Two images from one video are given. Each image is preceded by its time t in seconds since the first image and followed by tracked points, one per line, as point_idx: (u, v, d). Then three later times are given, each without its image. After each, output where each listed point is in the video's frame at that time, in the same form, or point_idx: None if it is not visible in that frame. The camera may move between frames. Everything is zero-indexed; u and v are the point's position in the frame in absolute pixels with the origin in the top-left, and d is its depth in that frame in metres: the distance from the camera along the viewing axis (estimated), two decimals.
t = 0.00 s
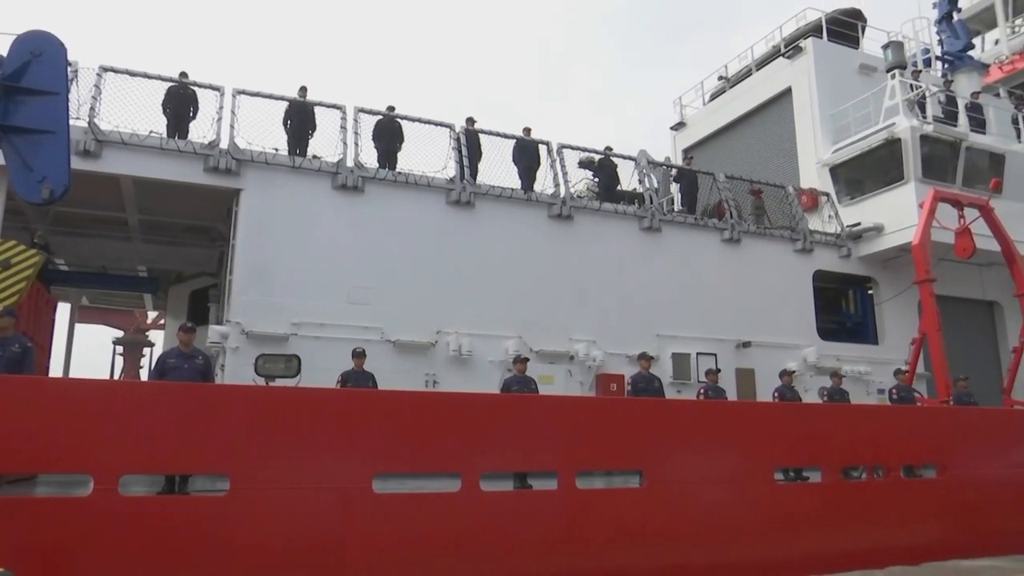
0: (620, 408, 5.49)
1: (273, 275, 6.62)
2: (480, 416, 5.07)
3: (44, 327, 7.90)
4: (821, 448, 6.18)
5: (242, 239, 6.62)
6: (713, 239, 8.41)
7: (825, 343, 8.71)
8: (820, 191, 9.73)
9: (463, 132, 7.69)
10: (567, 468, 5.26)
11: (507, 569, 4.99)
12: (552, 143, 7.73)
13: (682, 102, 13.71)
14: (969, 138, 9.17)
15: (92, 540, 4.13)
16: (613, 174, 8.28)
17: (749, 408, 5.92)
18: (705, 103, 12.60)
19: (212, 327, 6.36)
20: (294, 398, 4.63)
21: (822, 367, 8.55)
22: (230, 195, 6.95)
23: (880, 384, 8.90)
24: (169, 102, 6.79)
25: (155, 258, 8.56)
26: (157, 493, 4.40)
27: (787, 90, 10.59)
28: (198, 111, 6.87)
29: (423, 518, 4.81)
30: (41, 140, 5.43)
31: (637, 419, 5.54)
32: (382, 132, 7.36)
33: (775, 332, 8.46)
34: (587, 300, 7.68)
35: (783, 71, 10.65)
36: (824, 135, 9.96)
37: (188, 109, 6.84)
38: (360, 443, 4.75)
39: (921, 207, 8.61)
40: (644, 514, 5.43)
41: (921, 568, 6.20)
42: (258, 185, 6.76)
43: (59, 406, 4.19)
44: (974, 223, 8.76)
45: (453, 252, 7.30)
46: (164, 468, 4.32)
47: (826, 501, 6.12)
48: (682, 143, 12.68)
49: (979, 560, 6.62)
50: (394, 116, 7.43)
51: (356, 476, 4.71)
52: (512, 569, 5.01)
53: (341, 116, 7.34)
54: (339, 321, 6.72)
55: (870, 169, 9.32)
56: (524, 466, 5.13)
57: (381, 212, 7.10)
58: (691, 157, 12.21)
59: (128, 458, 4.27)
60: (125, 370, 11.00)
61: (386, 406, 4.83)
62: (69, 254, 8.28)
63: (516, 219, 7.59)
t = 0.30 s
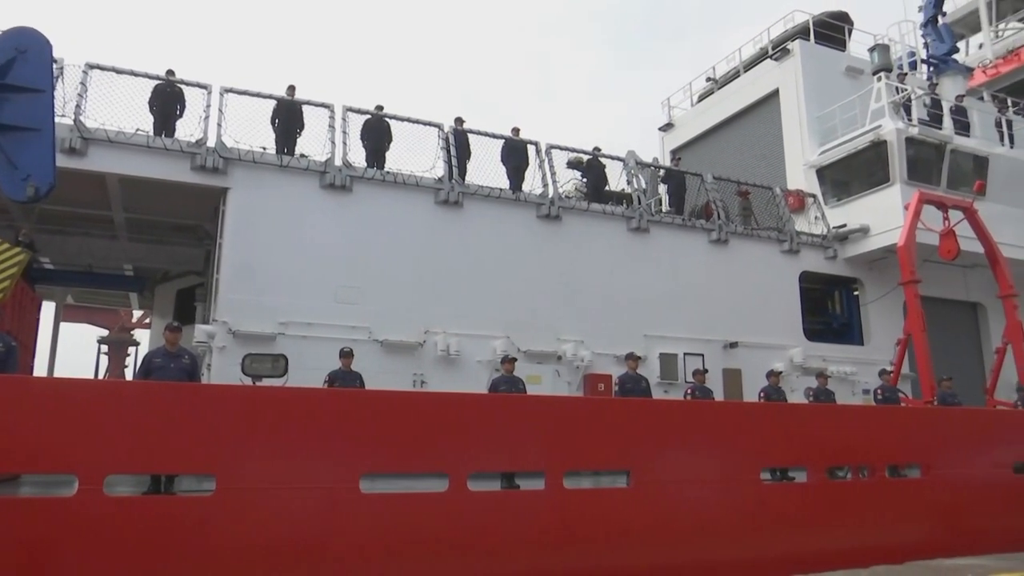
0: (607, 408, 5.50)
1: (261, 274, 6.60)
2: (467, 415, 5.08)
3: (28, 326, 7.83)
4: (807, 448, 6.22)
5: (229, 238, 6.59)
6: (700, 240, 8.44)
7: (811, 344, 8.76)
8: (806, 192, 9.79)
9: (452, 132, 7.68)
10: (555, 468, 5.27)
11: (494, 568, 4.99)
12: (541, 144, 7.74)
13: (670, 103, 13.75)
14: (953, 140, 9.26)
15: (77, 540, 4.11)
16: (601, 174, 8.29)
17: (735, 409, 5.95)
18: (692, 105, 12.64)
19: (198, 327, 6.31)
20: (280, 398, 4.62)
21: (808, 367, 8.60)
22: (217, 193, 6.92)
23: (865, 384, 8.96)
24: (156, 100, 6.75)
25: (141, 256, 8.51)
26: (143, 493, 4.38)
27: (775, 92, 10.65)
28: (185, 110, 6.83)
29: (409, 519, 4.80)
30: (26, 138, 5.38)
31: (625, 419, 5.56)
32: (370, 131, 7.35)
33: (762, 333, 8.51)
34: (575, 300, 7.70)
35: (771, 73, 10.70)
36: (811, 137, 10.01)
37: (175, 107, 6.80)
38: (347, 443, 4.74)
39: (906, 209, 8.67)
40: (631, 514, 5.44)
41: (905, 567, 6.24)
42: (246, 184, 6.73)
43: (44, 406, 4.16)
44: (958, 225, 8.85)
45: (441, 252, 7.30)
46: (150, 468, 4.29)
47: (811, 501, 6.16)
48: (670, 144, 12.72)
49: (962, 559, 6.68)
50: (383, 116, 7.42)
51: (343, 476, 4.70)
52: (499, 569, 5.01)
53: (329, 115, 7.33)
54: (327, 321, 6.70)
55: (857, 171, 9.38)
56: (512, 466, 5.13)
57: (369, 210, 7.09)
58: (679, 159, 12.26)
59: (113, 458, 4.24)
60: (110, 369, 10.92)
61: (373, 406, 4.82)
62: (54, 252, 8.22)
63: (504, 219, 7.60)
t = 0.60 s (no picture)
0: (595, 408, 5.51)
1: (248, 274, 6.57)
2: (454, 415, 5.07)
3: (13, 325, 7.77)
4: (794, 448, 6.25)
5: (216, 237, 6.56)
6: (688, 241, 8.47)
7: (797, 344, 8.81)
8: (794, 194, 9.84)
9: (441, 132, 7.68)
10: (542, 468, 5.27)
11: (482, 568, 4.99)
12: (530, 144, 7.74)
13: (659, 104, 13.78)
14: (939, 143, 9.33)
15: (62, 540, 4.08)
16: (590, 175, 8.30)
17: (722, 409, 5.97)
18: (681, 106, 12.68)
19: (185, 326, 6.27)
20: (266, 398, 4.59)
21: (794, 367, 8.66)
22: (205, 192, 6.89)
23: (851, 384, 9.02)
24: (142, 98, 6.71)
25: (127, 255, 8.45)
26: (128, 493, 4.30)
27: (762, 93, 10.70)
28: (172, 108, 6.80)
29: (396, 519, 4.79)
30: (10, 135, 5.33)
31: (612, 419, 5.57)
32: (358, 131, 7.33)
33: (749, 333, 8.54)
34: (563, 300, 7.71)
35: (759, 75, 10.75)
36: (798, 139, 10.07)
37: (162, 105, 6.77)
38: (334, 443, 4.72)
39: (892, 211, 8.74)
40: (619, 514, 5.45)
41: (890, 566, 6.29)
42: (233, 182, 6.70)
43: (27, 406, 4.12)
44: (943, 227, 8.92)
45: (430, 251, 7.29)
46: (135, 468, 4.26)
47: (797, 501, 6.19)
48: (659, 145, 12.75)
49: (946, 558, 6.74)
50: (371, 115, 7.40)
51: (330, 476, 4.68)
52: (485, 569, 5.00)
53: (318, 114, 7.31)
54: (314, 321, 6.68)
55: (843, 172, 9.44)
56: (500, 466, 5.13)
57: (357, 210, 7.07)
58: (667, 159, 12.29)
59: (98, 458, 4.21)
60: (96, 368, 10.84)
61: (360, 406, 4.80)
62: (39, 250, 8.16)
63: (493, 219, 7.60)
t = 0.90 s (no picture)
0: (582, 408, 5.52)
1: (235, 273, 6.54)
2: (442, 415, 5.07)
3: None
4: (780, 447, 6.29)
5: (203, 235, 6.52)
6: (676, 241, 8.51)
7: (784, 345, 8.87)
8: (781, 196, 9.89)
9: (430, 132, 7.67)
10: (530, 468, 5.28)
11: (470, 568, 4.99)
12: (519, 144, 7.75)
13: (648, 106, 13.82)
14: (924, 146, 9.41)
15: (47, 541, 4.05)
16: (579, 175, 8.31)
17: (709, 409, 5.99)
18: (670, 107, 12.72)
19: (172, 325, 6.24)
20: (253, 397, 4.58)
21: (781, 368, 8.71)
22: (192, 191, 6.86)
23: (838, 385, 9.07)
24: (129, 96, 6.67)
25: (114, 254, 8.40)
26: (114, 493, 4.31)
27: (751, 95, 10.75)
28: (159, 106, 6.76)
29: (384, 519, 4.78)
30: None
31: (600, 419, 5.58)
32: (347, 130, 7.32)
33: (737, 334, 8.59)
34: (552, 301, 7.72)
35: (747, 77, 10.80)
36: (786, 141, 10.12)
37: (150, 103, 6.73)
38: (321, 443, 4.71)
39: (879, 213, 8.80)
40: (607, 514, 5.47)
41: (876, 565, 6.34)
42: (221, 181, 6.67)
43: (11, 405, 4.08)
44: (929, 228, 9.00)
45: (419, 251, 7.28)
46: (121, 468, 4.24)
47: (784, 501, 6.22)
48: (647, 146, 12.79)
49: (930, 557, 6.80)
50: (360, 114, 7.39)
51: (317, 476, 4.67)
52: (473, 569, 5.00)
53: (306, 113, 7.29)
54: (303, 321, 6.66)
55: (831, 174, 9.50)
56: (488, 465, 5.14)
57: (345, 209, 7.06)
58: (656, 160, 12.33)
59: (84, 458, 4.18)
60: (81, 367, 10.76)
61: (347, 406, 4.80)
62: (24, 248, 8.09)
63: (481, 219, 7.60)
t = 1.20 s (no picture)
0: (569, 408, 5.53)
1: (222, 272, 6.51)
2: (429, 415, 5.07)
3: None
4: (766, 447, 6.32)
5: (190, 234, 6.49)
6: (664, 242, 8.54)
7: (771, 345, 8.92)
8: (768, 197, 9.94)
9: (419, 131, 7.66)
10: (517, 467, 5.28)
11: (457, 568, 4.99)
12: (507, 144, 7.75)
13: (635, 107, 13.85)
14: (909, 148, 9.49)
15: (31, 541, 4.01)
16: (567, 176, 8.33)
17: (696, 409, 6.01)
18: (658, 108, 12.75)
19: (158, 324, 6.20)
20: (239, 397, 4.55)
21: (767, 368, 8.76)
22: (179, 189, 6.82)
23: (823, 385, 9.13)
24: (115, 94, 6.62)
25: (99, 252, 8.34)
26: (99, 493, 4.28)
27: (738, 97, 10.80)
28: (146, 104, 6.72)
29: (371, 519, 4.77)
30: None
31: (587, 419, 5.60)
32: (335, 129, 7.30)
33: (724, 334, 8.63)
34: (540, 301, 7.73)
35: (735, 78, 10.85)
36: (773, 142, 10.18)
37: (136, 101, 6.69)
38: (308, 443, 4.70)
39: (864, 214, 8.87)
40: (594, 513, 5.48)
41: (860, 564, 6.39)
42: (208, 180, 6.64)
43: None
44: (914, 230, 9.07)
45: (407, 251, 7.28)
46: (106, 467, 4.21)
47: (770, 500, 6.26)
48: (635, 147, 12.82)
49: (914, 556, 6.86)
50: (348, 114, 7.38)
51: (303, 476, 4.65)
52: (461, 569, 5.01)
53: (294, 112, 7.27)
54: (290, 320, 6.65)
55: (817, 176, 9.56)
56: (475, 465, 5.14)
57: (333, 208, 7.04)
58: (644, 161, 12.36)
59: (68, 458, 4.16)
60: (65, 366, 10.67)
61: (333, 405, 4.79)
62: (8, 246, 8.02)
63: (470, 219, 7.60)
